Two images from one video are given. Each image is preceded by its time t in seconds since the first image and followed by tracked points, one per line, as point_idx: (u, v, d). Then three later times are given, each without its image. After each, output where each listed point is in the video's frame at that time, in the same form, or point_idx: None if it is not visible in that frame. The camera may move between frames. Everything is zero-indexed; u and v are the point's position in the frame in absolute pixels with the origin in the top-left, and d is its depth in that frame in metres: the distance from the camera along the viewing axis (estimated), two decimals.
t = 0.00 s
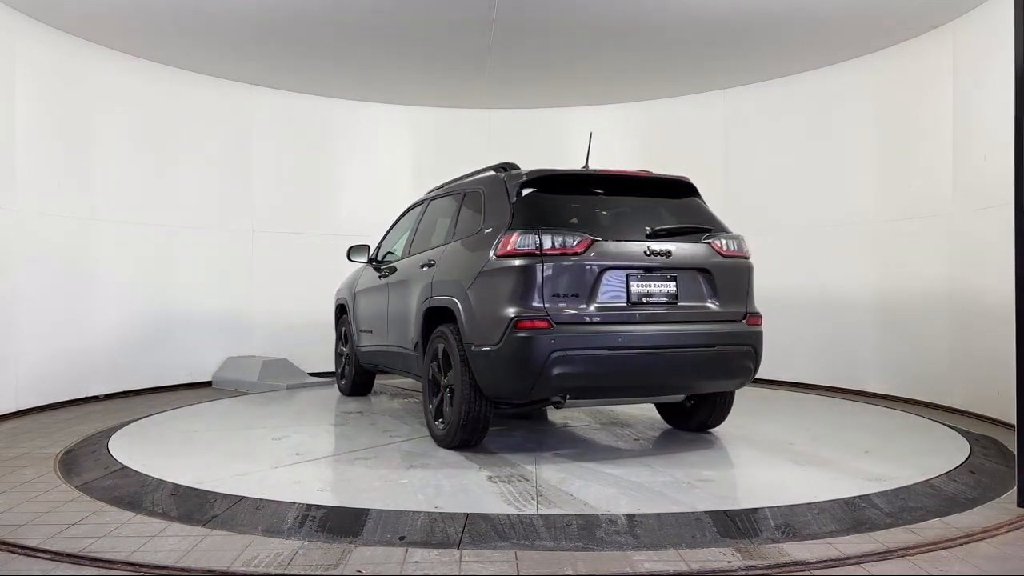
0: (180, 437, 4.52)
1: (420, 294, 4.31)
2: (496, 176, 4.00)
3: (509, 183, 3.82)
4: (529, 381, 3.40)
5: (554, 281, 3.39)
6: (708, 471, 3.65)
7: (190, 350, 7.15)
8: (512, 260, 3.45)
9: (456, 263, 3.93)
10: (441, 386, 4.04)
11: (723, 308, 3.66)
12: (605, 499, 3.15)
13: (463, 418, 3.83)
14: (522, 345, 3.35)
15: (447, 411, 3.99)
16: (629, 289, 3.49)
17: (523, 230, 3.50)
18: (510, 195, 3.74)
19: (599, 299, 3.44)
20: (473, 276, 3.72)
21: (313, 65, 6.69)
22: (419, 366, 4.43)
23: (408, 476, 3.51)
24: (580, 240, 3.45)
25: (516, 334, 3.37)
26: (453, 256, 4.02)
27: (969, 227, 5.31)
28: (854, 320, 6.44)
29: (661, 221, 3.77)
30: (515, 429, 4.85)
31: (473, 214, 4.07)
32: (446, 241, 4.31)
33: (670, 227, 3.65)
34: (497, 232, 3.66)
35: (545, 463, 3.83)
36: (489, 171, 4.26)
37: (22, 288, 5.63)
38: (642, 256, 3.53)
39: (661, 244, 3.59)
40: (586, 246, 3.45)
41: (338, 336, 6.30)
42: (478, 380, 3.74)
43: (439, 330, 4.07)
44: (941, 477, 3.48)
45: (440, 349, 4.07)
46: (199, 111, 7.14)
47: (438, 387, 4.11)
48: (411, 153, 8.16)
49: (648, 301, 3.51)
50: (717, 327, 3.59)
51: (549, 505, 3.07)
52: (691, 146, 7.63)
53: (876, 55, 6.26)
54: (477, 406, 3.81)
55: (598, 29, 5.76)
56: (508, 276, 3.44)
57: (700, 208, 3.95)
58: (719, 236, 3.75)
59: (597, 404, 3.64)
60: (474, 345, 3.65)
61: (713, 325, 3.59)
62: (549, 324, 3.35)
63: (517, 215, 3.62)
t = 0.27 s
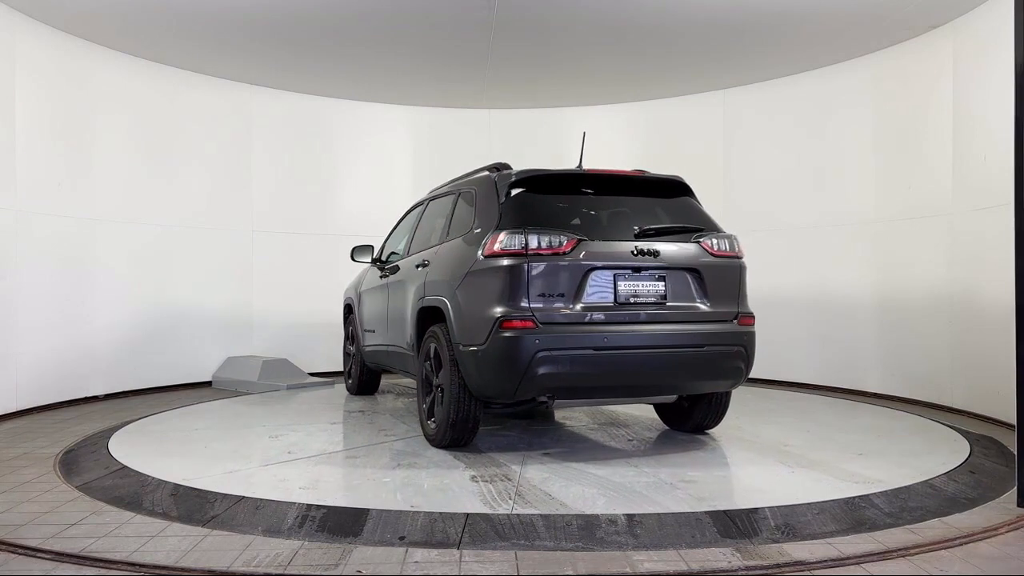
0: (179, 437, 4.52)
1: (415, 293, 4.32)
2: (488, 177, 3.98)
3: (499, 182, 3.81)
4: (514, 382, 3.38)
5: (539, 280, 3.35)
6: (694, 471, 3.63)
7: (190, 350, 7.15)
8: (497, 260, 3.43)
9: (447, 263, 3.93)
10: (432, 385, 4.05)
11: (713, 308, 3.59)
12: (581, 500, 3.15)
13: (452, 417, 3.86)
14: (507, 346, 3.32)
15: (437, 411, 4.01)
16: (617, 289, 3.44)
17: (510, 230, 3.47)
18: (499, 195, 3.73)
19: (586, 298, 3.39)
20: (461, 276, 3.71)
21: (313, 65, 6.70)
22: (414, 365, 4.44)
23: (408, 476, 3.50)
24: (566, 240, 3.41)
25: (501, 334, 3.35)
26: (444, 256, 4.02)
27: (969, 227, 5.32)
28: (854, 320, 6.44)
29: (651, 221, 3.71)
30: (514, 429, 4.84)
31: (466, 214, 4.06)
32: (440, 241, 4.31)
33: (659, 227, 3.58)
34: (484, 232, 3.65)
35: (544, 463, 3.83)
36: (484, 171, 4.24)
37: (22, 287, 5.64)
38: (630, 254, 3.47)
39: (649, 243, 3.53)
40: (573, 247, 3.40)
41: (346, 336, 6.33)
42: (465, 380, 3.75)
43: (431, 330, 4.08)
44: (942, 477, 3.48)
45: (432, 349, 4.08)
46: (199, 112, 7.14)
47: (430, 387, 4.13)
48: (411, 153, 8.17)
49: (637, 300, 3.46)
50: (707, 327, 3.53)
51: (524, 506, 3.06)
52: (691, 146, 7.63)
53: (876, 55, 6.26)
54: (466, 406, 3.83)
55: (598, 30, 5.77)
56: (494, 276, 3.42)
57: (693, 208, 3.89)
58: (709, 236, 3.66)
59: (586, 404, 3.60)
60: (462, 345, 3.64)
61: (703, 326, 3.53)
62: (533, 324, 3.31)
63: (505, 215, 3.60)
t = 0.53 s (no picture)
0: (179, 437, 4.52)
1: (410, 294, 4.34)
2: (480, 177, 3.98)
3: (488, 182, 3.80)
4: (500, 382, 3.37)
5: (524, 280, 3.34)
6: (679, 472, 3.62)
7: (190, 350, 7.15)
8: (485, 260, 3.42)
9: (438, 263, 3.94)
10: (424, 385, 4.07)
11: (703, 309, 3.55)
12: (559, 500, 3.14)
13: (441, 417, 3.87)
14: (492, 346, 3.31)
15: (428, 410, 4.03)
16: (604, 289, 3.42)
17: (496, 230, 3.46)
18: (487, 195, 3.72)
19: (572, 298, 3.37)
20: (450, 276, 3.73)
21: (314, 65, 6.71)
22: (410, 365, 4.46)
23: (407, 477, 3.50)
24: (551, 240, 3.39)
25: (486, 334, 3.34)
26: (437, 256, 4.03)
27: (969, 227, 5.32)
28: (854, 320, 6.44)
29: (641, 221, 3.69)
30: (513, 429, 4.84)
31: (459, 214, 4.07)
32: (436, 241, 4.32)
33: (648, 227, 3.56)
34: (472, 232, 3.65)
35: (542, 463, 3.83)
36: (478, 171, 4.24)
37: (22, 287, 5.63)
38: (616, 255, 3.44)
39: (637, 243, 3.50)
40: (558, 246, 3.38)
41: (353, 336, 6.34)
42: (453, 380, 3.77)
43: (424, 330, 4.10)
44: (942, 477, 3.48)
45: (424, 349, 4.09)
46: (199, 112, 7.15)
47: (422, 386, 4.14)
48: (412, 153, 8.18)
49: (625, 300, 3.43)
50: (696, 327, 3.49)
51: (501, 506, 3.05)
52: (691, 146, 7.63)
53: (876, 55, 6.26)
54: (454, 406, 3.84)
55: (598, 29, 5.77)
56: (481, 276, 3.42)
57: (686, 208, 3.86)
58: (697, 236, 3.62)
59: (575, 404, 3.57)
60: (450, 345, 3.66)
61: (692, 325, 3.49)
62: (518, 324, 3.30)
63: (493, 215, 3.60)
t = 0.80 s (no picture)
0: (179, 437, 4.52)
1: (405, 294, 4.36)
2: (472, 177, 3.98)
3: (477, 183, 3.80)
4: (485, 384, 3.38)
5: (510, 280, 3.33)
6: (663, 472, 3.62)
7: (190, 350, 7.14)
8: (473, 259, 3.42)
9: (430, 264, 3.96)
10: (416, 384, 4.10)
11: (692, 310, 3.52)
12: (534, 500, 3.14)
13: (431, 416, 3.90)
14: (477, 346, 3.32)
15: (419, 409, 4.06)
16: (590, 289, 3.40)
17: (484, 230, 3.46)
18: (476, 196, 3.73)
19: (557, 298, 3.36)
20: (440, 276, 3.74)
21: (313, 65, 6.70)
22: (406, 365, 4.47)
23: (407, 476, 3.51)
24: (538, 241, 3.39)
25: (471, 334, 3.34)
26: (429, 256, 4.04)
27: (968, 227, 5.32)
28: (854, 320, 6.44)
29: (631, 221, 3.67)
30: (513, 429, 4.84)
31: (452, 214, 4.08)
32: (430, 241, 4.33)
33: (637, 227, 3.54)
34: (461, 233, 3.66)
35: (542, 463, 3.83)
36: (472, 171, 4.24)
37: (22, 287, 5.63)
38: (603, 256, 3.43)
39: (624, 243, 3.48)
40: (544, 247, 3.38)
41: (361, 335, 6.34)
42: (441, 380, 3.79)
43: (416, 330, 4.12)
44: (941, 477, 3.49)
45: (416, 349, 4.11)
46: (200, 113, 7.16)
47: (414, 386, 4.16)
48: (411, 154, 8.18)
49: (612, 301, 3.42)
50: (685, 327, 3.46)
51: (473, 505, 3.06)
52: (691, 146, 7.63)
53: (876, 55, 6.26)
54: (443, 406, 3.87)
55: (598, 29, 5.77)
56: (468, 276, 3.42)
57: (680, 208, 3.83)
58: (687, 236, 3.59)
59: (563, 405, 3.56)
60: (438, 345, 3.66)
61: (681, 326, 3.46)
62: (503, 323, 3.30)
63: (481, 217, 3.59)
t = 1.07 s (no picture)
0: (179, 437, 4.52)
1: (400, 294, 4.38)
2: (464, 178, 3.99)
3: (468, 183, 3.81)
4: (471, 385, 3.39)
5: (496, 280, 3.33)
6: (648, 473, 3.62)
7: (190, 350, 7.14)
8: (461, 259, 3.41)
9: (422, 264, 3.97)
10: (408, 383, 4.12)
11: (681, 310, 3.50)
12: (512, 500, 3.14)
13: (421, 416, 3.93)
14: (463, 346, 3.32)
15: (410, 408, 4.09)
16: (576, 289, 3.39)
17: (471, 230, 3.45)
18: (466, 196, 3.73)
19: (543, 298, 3.36)
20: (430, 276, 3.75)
21: (313, 65, 6.70)
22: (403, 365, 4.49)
23: (407, 476, 3.51)
24: (524, 240, 3.37)
25: (457, 334, 3.35)
26: (422, 256, 4.06)
27: (968, 227, 5.32)
28: (854, 320, 6.44)
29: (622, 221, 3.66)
30: (513, 429, 4.84)
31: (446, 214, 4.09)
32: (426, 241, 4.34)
33: (625, 227, 3.52)
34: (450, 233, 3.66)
35: (541, 463, 3.83)
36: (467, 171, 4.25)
37: (21, 287, 5.63)
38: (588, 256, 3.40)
39: (611, 243, 3.46)
40: (530, 247, 3.37)
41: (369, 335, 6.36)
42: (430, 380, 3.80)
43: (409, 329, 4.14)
44: (942, 477, 3.49)
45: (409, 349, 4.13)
46: (200, 113, 7.16)
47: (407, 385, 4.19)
48: (411, 154, 8.19)
49: (599, 301, 3.41)
50: (672, 328, 3.45)
51: (450, 505, 3.06)
52: (691, 146, 7.64)
53: (876, 55, 6.26)
54: (433, 406, 3.90)
55: (598, 29, 5.77)
56: (456, 276, 3.42)
57: (674, 209, 3.80)
58: (677, 237, 3.57)
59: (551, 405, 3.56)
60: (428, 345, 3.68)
61: (668, 327, 3.45)
62: (489, 323, 3.30)
63: (470, 217, 3.60)
